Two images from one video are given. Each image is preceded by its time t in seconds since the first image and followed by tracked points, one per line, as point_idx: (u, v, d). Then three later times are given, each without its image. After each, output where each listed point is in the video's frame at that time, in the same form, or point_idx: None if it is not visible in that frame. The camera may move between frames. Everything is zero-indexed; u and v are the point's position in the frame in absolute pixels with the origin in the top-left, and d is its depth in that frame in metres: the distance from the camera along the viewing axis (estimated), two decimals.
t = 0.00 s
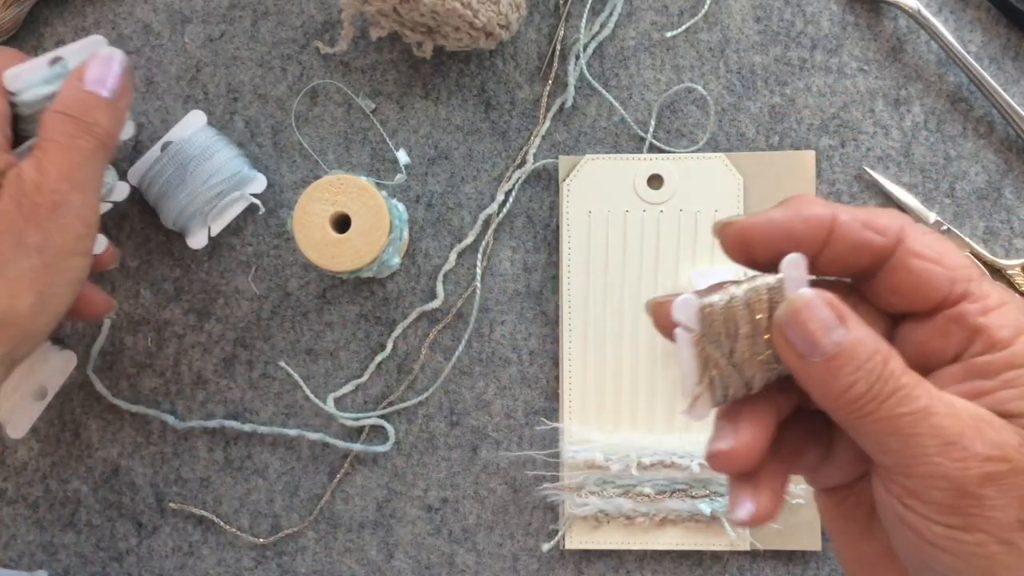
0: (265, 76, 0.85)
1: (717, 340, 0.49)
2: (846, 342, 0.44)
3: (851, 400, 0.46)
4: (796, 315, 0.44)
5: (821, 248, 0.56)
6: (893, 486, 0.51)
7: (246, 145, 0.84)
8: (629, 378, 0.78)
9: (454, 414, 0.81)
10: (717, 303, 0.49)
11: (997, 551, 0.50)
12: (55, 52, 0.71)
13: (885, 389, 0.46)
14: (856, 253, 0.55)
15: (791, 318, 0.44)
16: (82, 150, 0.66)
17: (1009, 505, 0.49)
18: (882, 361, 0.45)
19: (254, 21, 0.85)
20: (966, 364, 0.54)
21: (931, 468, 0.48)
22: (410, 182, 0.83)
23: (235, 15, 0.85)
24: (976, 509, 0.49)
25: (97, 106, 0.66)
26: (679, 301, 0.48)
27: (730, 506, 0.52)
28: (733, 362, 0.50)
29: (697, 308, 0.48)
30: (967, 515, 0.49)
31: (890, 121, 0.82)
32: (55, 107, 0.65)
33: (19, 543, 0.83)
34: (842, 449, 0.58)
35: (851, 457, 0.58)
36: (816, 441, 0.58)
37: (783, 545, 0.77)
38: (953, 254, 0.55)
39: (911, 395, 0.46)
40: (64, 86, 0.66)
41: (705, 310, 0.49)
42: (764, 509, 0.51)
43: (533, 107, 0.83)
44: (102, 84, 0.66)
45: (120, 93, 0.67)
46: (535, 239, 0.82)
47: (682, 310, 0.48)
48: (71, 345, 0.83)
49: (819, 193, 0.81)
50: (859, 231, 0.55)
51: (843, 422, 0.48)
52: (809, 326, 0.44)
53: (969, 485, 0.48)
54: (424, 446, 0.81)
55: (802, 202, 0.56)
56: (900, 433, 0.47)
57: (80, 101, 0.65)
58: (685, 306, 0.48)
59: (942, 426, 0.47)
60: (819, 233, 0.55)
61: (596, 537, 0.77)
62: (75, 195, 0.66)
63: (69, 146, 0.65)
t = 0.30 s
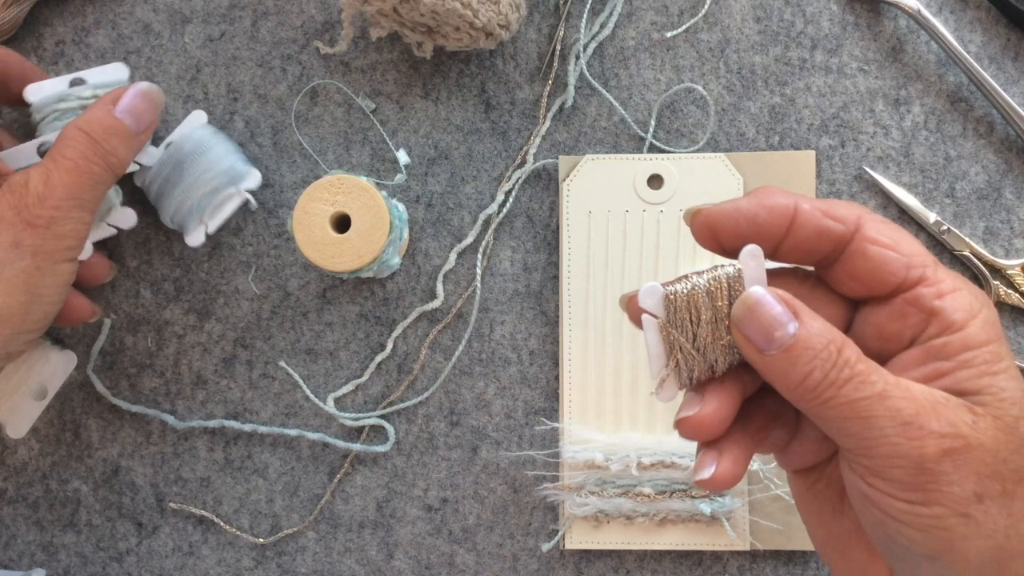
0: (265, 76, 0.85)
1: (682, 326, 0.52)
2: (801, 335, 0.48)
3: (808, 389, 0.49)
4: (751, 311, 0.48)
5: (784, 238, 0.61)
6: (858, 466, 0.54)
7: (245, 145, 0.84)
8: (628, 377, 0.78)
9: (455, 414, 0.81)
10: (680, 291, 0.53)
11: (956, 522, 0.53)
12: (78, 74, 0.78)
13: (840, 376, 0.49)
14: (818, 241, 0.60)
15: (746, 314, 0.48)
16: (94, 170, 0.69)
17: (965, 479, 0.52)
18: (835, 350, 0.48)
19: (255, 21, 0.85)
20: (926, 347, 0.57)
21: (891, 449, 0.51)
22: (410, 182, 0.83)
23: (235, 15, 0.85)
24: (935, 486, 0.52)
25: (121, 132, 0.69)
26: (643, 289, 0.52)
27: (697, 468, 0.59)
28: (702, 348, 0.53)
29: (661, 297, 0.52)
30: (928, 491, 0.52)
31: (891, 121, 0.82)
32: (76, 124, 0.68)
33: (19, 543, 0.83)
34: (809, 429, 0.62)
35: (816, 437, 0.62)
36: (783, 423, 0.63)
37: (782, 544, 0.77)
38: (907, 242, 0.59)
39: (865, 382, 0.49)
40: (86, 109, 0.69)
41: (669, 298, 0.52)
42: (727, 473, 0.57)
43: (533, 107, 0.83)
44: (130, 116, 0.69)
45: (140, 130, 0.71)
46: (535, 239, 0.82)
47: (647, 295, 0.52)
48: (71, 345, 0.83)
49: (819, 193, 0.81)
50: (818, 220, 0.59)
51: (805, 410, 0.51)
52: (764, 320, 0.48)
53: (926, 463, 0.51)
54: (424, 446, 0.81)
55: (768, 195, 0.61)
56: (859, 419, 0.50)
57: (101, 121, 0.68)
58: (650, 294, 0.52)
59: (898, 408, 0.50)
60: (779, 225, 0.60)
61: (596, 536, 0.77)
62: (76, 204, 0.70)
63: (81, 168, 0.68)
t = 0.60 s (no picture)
0: (265, 76, 0.85)
1: (675, 319, 0.53)
2: (787, 327, 0.48)
3: (796, 379, 0.50)
4: (737, 306, 0.49)
5: (774, 234, 0.61)
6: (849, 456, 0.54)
7: (245, 145, 0.84)
8: (628, 377, 0.78)
9: (455, 415, 0.81)
10: (675, 285, 0.53)
11: (943, 506, 0.53)
12: (76, 74, 0.80)
13: (825, 366, 0.49)
14: (807, 236, 0.60)
15: (733, 308, 0.49)
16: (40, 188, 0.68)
17: (951, 464, 0.52)
18: (820, 340, 0.49)
19: (255, 21, 0.85)
20: (912, 336, 0.57)
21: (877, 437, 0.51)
22: (410, 182, 0.83)
23: (235, 15, 0.85)
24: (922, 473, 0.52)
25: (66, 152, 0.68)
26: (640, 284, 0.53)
27: (692, 453, 0.59)
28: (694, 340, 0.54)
29: (657, 292, 0.53)
30: (915, 478, 0.52)
31: (891, 121, 0.82)
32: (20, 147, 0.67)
33: (19, 543, 0.83)
34: (803, 421, 0.63)
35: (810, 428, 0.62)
36: (779, 415, 0.63)
37: (782, 544, 0.77)
38: (893, 236, 0.60)
39: (851, 371, 0.49)
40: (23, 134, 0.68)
41: (664, 293, 0.53)
42: (720, 459, 0.58)
43: (533, 107, 0.83)
44: (74, 132, 0.68)
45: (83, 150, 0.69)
46: (534, 240, 0.82)
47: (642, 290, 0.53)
48: (71, 345, 0.83)
49: (819, 193, 0.81)
50: (806, 216, 0.60)
51: (793, 401, 0.51)
52: (752, 316, 0.49)
53: (912, 448, 0.51)
54: (424, 446, 0.81)
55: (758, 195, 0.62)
56: (845, 407, 0.50)
57: (46, 140, 0.67)
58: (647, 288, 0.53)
59: (883, 396, 0.50)
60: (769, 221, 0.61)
61: (595, 536, 0.77)
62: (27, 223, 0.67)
63: (33, 188, 0.67)
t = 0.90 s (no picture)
0: (265, 76, 0.85)
1: (669, 327, 0.53)
2: (775, 353, 0.49)
3: (789, 403, 0.50)
4: (722, 334, 0.49)
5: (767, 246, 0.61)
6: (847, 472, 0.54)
7: (245, 145, 0.84)
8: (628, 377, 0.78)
9: (455, 414, 0.81)
10: (669, 294, 0.52)
11: (943, 519, 0.53)
12: (69, 80, 0.79)
13: (818, 388, 0.49)
14: (799, 246, 0.60)
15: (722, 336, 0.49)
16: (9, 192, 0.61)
17: (950, 478, 0.52)
18: (810, 363, 0.49)
19: (254, 21, 0.85)
20: (906, 347, 0.57)
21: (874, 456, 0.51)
22: (410, 182, 0.83)
23: (235, 15, 0.85)
24: (921, 489, 0.52)
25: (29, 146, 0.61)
26: (634, 294, 0.52)
27: (682, 449, 0.61)
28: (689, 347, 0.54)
29: (651, 302, 0.52)
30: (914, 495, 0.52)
31: (891, 121, 0.82)
32: None
33: (19, 543, 0.83)
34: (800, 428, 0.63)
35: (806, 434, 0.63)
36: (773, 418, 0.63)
37: (782, 544, 0.77)
38: (885, 244, 0.60)
39: (843, 392, 0.49)
40: None
41: (658, 302, 0.52)
42: (708, 456, 0.60)
43: (533, 107, 0.83)
44: (36, 125, 0.61)
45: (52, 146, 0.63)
46: (534, 240, 0.82)
47: (637, 301, 0.52)
48: (71, 345, 0.83)
49: (819, 193, 0.81)
50: (797, 226, 0.60)
51: (789, 424, 0.51)
52: (735, 343, 0.49)
53: (910, 465, 0.51)
54: (424, 446, 0.81)
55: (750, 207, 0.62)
56: (840, 428, 0.50)
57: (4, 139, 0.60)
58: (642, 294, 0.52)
59: (877, 415, 0.50)
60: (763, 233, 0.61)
61: (595, 536, 0.77)
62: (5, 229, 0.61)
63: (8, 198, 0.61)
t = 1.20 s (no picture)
0: (265, 76, 0.85)
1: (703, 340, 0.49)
2: (810, 366, 0.45)
3: (823, 420, 0.46)
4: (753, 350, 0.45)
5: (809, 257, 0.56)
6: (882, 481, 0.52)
7: (245, 145, 0.84)
8: (629, 378, 0.78)
9: (455, 414, 0.81)
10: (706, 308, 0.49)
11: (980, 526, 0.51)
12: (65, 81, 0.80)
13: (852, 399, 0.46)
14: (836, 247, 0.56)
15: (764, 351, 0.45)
16: None
17: (987, 485, 0.50)
18: (840, 374, 0.46)
19: (255, 21, 0.85)
20: (940, 352, 0.54)
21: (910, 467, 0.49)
22: (410, 182, 0.83)
23: (235, 15, 0.85)
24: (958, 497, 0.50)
25: None
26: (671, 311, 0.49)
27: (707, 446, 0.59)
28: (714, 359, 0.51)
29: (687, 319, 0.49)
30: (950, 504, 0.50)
31: (891, 121, 0.82)
32: None
33: (19, 543, 0.83)
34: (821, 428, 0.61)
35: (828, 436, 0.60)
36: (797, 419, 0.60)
37: (782, 545, 0.77)
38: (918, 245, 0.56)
39: (875, 401, 0.47)
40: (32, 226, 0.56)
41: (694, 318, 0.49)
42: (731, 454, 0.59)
43: (533, 107, 0.83)
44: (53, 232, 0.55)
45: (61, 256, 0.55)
46: (534, 240, 0.82)
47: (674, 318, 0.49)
48: (71, 345, 0.83)
49: (819, 193, 0.81)
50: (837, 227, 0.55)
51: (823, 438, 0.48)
52: (763, 354, 0.45)
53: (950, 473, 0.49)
54: (424, 445, 0.81)
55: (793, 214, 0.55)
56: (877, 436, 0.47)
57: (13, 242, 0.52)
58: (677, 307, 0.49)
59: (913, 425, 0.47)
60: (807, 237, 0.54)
61: (595, 536, 0.77)
62: None
63: None
